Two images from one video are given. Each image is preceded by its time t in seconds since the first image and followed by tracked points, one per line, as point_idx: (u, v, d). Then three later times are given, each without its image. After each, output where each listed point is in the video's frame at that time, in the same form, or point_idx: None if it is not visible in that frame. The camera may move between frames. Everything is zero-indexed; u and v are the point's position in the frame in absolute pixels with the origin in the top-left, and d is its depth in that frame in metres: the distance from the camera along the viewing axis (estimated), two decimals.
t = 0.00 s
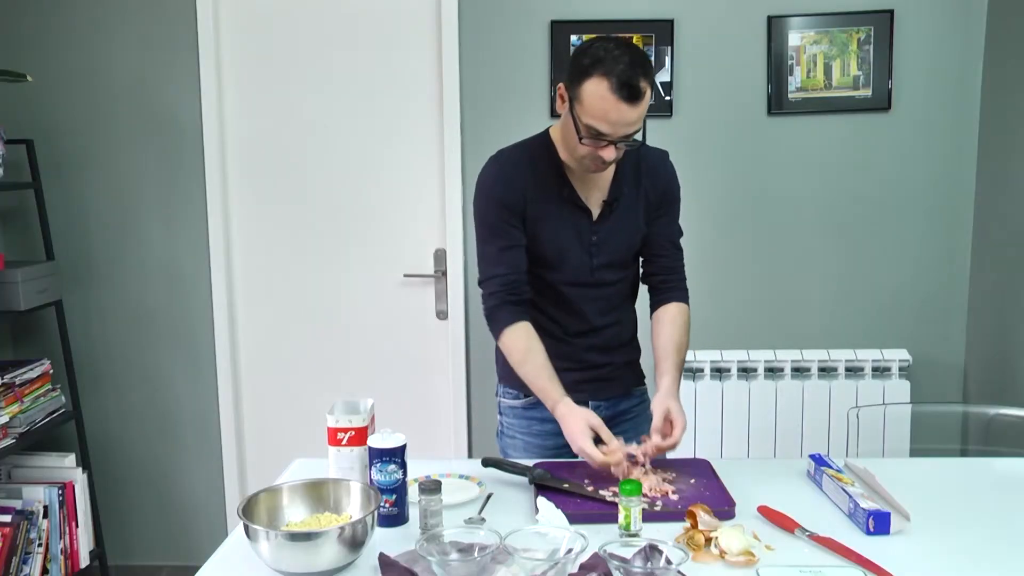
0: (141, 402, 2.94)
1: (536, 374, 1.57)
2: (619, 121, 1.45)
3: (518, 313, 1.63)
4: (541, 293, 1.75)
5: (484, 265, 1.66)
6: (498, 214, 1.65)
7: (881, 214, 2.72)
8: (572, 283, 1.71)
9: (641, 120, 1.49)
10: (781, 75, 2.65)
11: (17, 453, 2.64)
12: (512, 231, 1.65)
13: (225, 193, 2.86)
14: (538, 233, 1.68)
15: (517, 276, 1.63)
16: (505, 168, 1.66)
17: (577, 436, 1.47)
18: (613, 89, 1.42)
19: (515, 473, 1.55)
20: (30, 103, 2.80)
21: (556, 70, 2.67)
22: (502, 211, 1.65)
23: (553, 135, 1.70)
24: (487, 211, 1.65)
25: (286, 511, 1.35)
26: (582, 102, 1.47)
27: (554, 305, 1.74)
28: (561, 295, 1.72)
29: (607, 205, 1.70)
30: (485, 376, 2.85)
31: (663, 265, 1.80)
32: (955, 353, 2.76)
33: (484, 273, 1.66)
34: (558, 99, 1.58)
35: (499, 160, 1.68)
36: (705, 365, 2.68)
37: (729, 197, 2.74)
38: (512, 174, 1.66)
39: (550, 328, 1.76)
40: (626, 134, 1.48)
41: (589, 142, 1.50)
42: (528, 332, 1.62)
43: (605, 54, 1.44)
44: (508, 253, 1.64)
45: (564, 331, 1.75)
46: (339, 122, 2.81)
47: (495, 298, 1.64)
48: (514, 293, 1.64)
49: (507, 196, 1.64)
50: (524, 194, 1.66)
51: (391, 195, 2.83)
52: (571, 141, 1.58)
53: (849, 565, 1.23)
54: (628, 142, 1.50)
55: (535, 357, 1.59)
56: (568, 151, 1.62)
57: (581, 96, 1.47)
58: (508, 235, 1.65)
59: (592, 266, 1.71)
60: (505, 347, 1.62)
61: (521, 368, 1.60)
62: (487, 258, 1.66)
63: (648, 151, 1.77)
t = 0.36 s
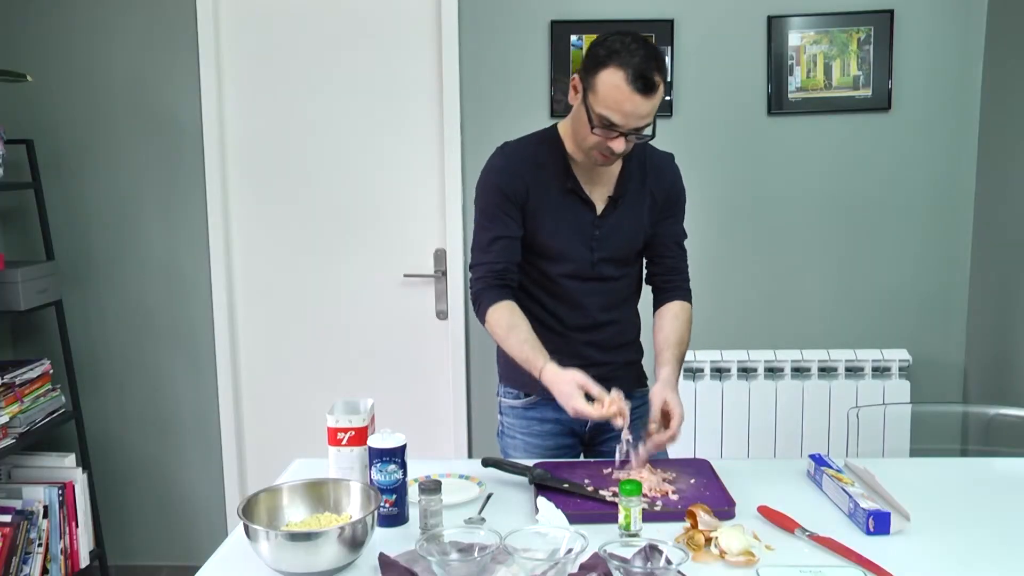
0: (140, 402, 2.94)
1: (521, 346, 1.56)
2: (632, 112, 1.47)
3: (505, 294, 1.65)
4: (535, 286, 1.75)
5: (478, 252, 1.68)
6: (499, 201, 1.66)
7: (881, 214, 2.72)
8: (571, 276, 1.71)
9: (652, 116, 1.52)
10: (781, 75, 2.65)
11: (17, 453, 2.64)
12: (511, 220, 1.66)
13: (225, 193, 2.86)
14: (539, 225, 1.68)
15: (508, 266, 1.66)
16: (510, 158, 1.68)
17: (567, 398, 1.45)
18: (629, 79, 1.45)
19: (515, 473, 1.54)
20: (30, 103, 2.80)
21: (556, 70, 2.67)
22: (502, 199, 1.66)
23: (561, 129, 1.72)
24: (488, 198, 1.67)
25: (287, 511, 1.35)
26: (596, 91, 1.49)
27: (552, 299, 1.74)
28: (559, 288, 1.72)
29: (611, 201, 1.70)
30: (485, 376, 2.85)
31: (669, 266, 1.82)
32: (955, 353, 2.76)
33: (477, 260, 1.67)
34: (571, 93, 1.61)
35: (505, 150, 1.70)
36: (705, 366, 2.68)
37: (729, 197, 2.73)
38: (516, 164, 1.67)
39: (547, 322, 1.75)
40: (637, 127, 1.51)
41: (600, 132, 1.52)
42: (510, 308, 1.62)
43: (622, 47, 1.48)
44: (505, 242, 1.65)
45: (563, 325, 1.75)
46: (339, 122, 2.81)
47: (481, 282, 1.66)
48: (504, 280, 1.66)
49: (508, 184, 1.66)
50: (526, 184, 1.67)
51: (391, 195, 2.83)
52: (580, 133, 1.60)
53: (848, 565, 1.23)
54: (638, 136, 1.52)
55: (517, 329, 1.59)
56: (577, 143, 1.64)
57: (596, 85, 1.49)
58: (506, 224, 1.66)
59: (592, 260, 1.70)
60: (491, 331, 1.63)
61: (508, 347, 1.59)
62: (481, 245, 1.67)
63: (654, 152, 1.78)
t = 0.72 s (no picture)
0: (140, 402, 2.94)
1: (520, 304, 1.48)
2: (662, 107, 1.48)
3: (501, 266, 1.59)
4: (533, 276, 1.75)
5: (480, 229, 1.66)
6: (508, 183, 1.66)
7: (880, 214, 2.72)
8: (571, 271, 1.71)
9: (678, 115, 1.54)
10: (781, 75, 2.65)
11: (17, 453, 2.64)
12: (517, 202, 1.66)
13: (225, 193, 2.86)
14: (545, 214, 1.69)
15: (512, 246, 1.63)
16: (526, 143, 1.70)
17: (570, 342, 1.36)
18: (663, 76, 1.47)
19: (515, 473, 1.54)
20: (30, 103, 2.80)
21: (556, 70, 2.66)
22: (512, 180, 1.66)
23: (581, 124, 1.74)
24: (498, 178, 1.66)
25: (286, 511, 1.35)
26: (628, 83, 1.50)
27: (551, 291, 1.74)
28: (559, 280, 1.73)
29: (620, 200, 1.71)
30: (485, 376, 2.84)
31: (668, 276, 1.80)
32: (955, 353, 2.76)
33: (477, 236, 1.65)
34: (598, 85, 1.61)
35: (526, 135, 1.71)
36: (705, 366, 2.68)
37: (729, 197, 2.74)
38: (531, 149, 1.68)
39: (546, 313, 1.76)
40: (663, 124, 1.52)
41: (626, 123, 1.52)
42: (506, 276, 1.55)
43: (658, 44, 1.49)
44: (510, 223, 1.63)
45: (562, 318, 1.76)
46: (340, 122, 2.81)
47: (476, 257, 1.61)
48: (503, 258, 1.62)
49: (521, 168, 1.66)
50: (538, 170, 1.67)
51: (391, 195, 2.83)
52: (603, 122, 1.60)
53: (848, 565, 1.23)
54: (662, 132, 1.53)
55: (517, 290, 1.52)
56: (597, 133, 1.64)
57: (628, 77, 1.50)
58: (511, 204, 1.65)
59: (594, 256, 1.70)
60: (485, 301, 1.55)
61: (504, 309, 1.50)
62: (483, 222, 1.65)
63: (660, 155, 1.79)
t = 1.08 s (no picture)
0: (140, 402, 2.94)
1: (519, 284, 1.48)
2: (654, 47, 1.57)
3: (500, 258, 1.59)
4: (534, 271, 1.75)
5: (481, 220, 1.65)
6: (511, 175, 1.66)
7: (880, 214, 2.72)
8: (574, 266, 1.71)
9: (673, 67, 1.62)
10: (781, 75, 2.65)
11: (17, 453, 2.64)
12: (519, 195, 1.66)
13: (225, 193, 2.86)
14: (547, 207, 1.69)
15: (513, 237, 1.63)
16: (530, 137, 1.71)
17: (571, 308, 1.37)
18: (650, 23, 1.58)
19: (515, 473, 1.55)
20: (30, 103, 2.80)
21: (556, 70, 2.66)
22: (515, 172, 1.66)
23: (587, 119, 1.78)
24: (501, 171, 1.67)
25: (287, 511, 1.35)
26: (620, 40, 1.62)
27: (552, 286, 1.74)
28: (561, 275, 1.73)
29: (625, 198, 1.70)
30: (485, 376, 2.84)
31: (675, 276, 1.80)
32: (954, 353, 2.76)
33: (477, 227, 1.64)
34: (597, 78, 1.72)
35: (531, 130, 1.73)
36: (705, 366, 2.68)
37: (729, 197, 2.73)
38: (534, 143, 1.69)
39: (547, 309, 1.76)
40: (658, 69, 1.59)
41: (624, 72, 1.60)
42: (504, 261, 1.54)
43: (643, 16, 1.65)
44: (511, 215, 1.63)
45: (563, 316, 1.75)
46: (340, 122, 2.81)
47: (474, 246, 1.60)
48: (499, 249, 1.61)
49: (524, 161, 1.67)
50: (540, 164, 1.68)
51: (392, 195, 2.83)
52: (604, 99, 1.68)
53: (848, 566, 1.23)
54: (659, 79, 1.60)
55: (516, 272, 1.51)
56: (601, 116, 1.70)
57: (619, 37, 1.62)
58: (512, 197, 1.65)
59: (596, 251, 1.71)
60: (484, 288, 1.53)
61: (504, 290, 1.49)
62: (484, 215, 1.66)
63: (660, 155, 1.79)
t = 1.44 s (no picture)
0: (140, 402, 2.94)
1: (516, 280, 1.48)
2: (645, 38, 1.60)
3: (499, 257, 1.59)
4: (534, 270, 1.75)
5: (480, 220, 1.66)
6: (510, 175, 1.67)
7: (880, 214, 2.72)
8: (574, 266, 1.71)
9: (665, 60, 1.63)
10: (781, 75, 2.65)
11: (16, 453, 2.64)
12: (518, 194, 1.66)
13: (225, 193, 2.86)
14: (547, 207, 1.69)
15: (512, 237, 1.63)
16: (529, 136, 1.71)
17: (569, 303, 1.37)
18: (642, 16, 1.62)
19: (515, 473, 1.55)
20: (30, 103, 2.80)
21: (556, 70, 2.66)
22: (514, 172, 1.67)
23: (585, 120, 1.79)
24: (501, 170, 1.68)
25: (286, 511, 1.35)
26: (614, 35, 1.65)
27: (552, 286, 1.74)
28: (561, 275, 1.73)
29: (625, 199, 1.70)
30: (485, 376, 2.84)
31: (675, 278, 1.80)
32: (954, 353, 2.76)
33: (476, 226, 1.65)
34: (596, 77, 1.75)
35: (530, 130, 1.73)
36: (705, 366, 2.68)
37: (729, 197, 2.73)
38: (534, 143, 1.70)
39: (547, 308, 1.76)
40: (649, 61, 1.61)
41: (615, 63, 1.62)
42: (501, 258, 1.55)
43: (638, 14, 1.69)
44: (510, 214, 1.64)
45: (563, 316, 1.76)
46: (340, 122, 2.81)
47: (473, 245, 1.61)
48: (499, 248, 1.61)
49: (523, 161, 1.68)
50: (540, 163, 1.68)
51: (392, 195, 2.83)
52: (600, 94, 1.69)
53: (848, 566, 1.23)
54: (650, 70, 1.61)
55: (513, 269, 1.51)
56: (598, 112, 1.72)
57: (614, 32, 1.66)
58: (512, 197, 1.66)
59: (596, 251, 1.71)
60: (483, 287, 1.53)
61: (501, 287, 1.50)
62: (483, 214, 1.66)
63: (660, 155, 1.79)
